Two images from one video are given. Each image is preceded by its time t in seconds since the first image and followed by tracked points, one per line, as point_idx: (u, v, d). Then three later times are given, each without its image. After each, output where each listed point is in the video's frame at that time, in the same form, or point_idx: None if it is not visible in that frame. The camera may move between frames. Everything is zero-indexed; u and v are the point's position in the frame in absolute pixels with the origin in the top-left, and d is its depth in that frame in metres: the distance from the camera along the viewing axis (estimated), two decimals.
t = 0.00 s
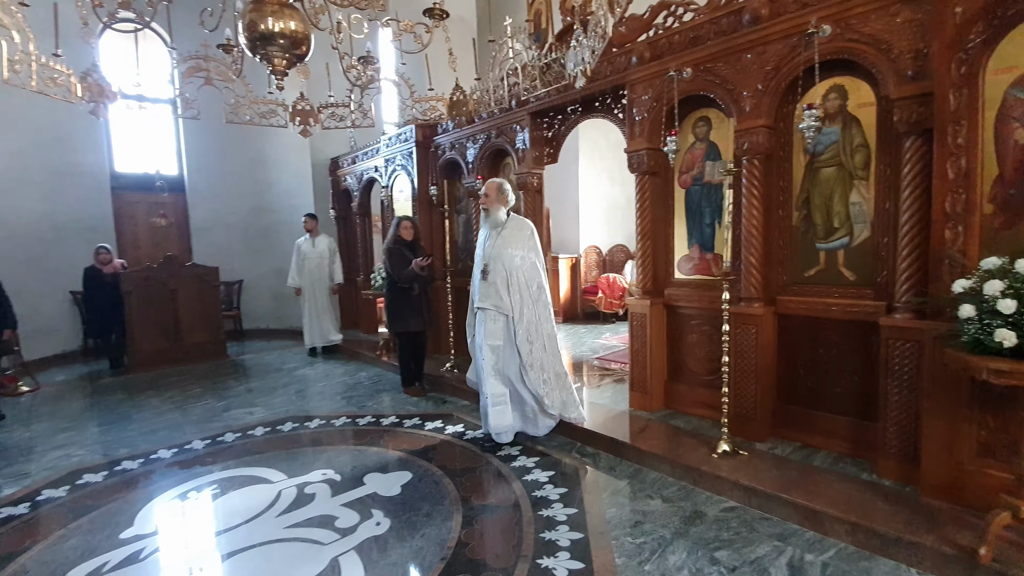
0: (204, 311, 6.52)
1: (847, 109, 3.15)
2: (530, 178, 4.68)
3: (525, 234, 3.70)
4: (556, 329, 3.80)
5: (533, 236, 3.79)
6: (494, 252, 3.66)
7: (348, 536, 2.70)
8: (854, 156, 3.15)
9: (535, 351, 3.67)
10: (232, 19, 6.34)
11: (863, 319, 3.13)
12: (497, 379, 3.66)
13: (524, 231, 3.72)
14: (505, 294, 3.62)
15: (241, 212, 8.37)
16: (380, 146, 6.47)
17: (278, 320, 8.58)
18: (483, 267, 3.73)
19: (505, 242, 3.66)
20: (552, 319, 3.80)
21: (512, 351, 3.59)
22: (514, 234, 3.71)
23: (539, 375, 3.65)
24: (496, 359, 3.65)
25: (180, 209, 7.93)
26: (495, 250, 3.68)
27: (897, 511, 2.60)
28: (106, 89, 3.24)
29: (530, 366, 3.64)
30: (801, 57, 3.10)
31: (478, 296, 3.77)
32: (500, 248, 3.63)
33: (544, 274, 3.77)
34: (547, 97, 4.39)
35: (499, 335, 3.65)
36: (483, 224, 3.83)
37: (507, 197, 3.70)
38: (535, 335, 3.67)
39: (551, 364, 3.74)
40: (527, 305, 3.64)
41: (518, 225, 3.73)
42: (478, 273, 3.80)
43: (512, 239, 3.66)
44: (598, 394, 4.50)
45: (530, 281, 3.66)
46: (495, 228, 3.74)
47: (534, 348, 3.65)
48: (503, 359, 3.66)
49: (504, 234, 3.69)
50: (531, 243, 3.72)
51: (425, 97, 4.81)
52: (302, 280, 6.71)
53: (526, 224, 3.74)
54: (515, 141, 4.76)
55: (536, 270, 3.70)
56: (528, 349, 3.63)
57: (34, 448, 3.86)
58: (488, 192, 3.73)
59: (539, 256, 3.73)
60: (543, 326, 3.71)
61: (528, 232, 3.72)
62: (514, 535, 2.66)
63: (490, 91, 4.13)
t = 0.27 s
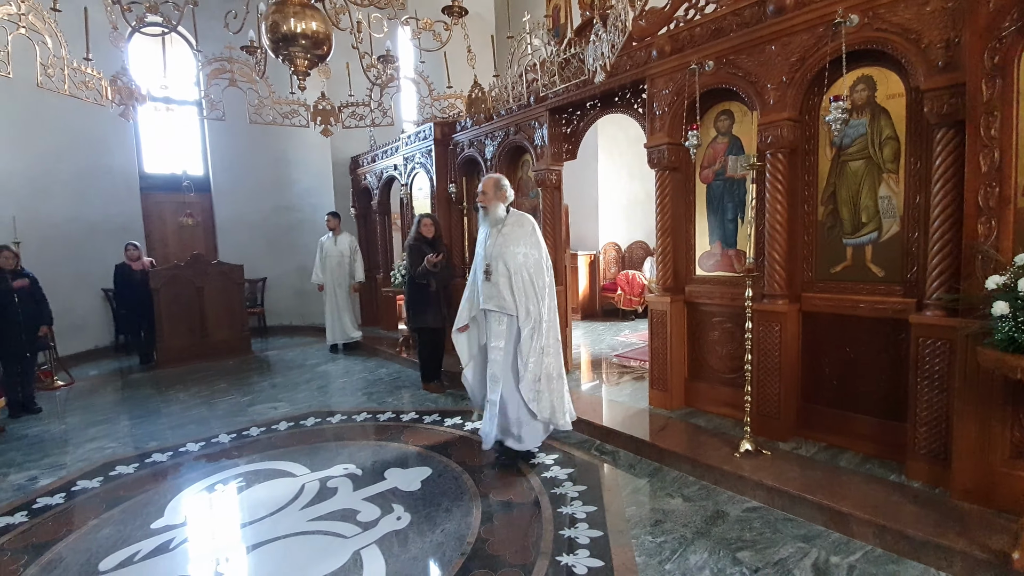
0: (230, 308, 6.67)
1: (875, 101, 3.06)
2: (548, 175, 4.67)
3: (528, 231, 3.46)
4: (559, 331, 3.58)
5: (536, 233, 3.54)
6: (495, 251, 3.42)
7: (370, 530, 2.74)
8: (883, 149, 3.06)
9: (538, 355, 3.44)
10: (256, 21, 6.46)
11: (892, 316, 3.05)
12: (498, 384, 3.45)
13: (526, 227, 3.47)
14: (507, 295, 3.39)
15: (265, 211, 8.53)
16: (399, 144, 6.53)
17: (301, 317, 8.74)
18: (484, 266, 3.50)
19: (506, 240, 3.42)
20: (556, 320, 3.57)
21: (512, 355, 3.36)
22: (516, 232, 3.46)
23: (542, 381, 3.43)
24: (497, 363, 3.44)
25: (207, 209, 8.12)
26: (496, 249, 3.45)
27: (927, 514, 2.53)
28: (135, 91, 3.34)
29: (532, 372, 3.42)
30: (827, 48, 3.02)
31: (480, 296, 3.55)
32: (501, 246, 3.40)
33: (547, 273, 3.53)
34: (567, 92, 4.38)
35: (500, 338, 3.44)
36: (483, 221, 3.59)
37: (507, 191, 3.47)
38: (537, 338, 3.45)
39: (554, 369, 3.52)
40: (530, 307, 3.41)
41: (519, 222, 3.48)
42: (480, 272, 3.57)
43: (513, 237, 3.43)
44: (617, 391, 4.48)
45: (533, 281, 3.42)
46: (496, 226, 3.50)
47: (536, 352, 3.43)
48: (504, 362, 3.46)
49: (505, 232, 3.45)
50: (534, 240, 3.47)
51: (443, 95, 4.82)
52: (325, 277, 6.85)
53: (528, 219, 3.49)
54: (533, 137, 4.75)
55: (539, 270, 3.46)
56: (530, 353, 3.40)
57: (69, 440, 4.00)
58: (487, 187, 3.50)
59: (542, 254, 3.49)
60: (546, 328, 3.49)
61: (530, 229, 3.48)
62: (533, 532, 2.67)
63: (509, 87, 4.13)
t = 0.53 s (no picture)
0: (230, 304, 6.67)
1: (877, 98, 3.05)
2: (548, 172, 4.65)
3: (514, 233, 3.28)
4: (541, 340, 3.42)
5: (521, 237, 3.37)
6: (480, 253, 3.23)
7: (370, 526, 2.75)
8: (884, 145, 3.05)
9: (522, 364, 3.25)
10: (255, 16, 6.44)
11: (892, 313, 3.05)
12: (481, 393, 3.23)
13: (512, 230, 3.29)
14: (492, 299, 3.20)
15: (264, 207, 8.53)
16: (399, 141, 6.52)
17: (301, 314, 8.75)
18: (467, 270, 3.30)
19: (491, 243, 3.23)
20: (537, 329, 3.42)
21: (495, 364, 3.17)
22: (501, 234, 3.28)
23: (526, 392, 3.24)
24: (480, 371, 3.22)
25: (206, 205, 8.11)
26: (480, 251, 3.26)
27: (926, 510, 2.53)
28: (134, 87, 3.32)
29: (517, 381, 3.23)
30: (828, 44, 3.01)
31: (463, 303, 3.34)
32: (487, 248, 3.21)
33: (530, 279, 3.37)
34: (566, 89, 4.37)
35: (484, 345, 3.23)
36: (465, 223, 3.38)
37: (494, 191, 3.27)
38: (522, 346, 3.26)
39: (535, 378, 3.37)
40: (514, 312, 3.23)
41: (504, 224, 3.30)
42: (462, 277, 3.37)
43: (499, 240, 3.25)
44: (616, 388, 4.48)
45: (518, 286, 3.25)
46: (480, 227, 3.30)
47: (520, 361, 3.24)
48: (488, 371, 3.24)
49: (490, 234, 3.26)
50: (520, 244, 3.30)
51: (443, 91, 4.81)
52: (324, 273, 6.83)
53: (515, 221, 3.31)
54: (534, 134, 4.74)
55: (524, 275, 3.30)
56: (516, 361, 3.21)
57: (70, 435, 4.01)
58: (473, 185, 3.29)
59: (527, 259, 3.32)
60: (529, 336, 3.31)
61: (516, 232, 3.31)
62: (533, 527, 2.68)
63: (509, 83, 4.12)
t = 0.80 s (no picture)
0: (232, 297, 6.69)
1: (882, 93, 3.03)
2: (551, 167, 4.64)
3: (499, 226, 3.03)
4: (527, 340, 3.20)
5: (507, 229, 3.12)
6: (460, 247, 2.98)
7: (372, 518, 2.76)
8: (889, 141, 3.03)
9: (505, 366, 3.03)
10: (258, 9, 6.41)
11: (895, 310, 3.04)
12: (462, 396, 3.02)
13: (497, 222, 3.05)
14: (473, 296, 2.96)
15: (267, 201, 8.53)
16: (401, 135, 6.50)
17: (303, 307, 8.77)
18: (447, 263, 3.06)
19: (473, 235, 2.98)
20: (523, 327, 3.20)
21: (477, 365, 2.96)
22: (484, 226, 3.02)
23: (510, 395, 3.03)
24: (460, 372, 3.01)
25: (209, 198, 8.12)
26: (461, 245, 3.01)
27: (926, 506, 2.54)
28: (137, 80, 3.35)
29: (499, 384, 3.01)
30: (834, 38, 2.99)
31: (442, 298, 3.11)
32: (468, 241, 2.96)
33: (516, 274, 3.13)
34: (570, 83, 4.35)
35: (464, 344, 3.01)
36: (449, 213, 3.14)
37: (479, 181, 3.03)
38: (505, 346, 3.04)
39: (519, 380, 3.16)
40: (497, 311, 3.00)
41: (489, 216, 3.05)
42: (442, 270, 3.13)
43: (482, 232, 2.99)
44: (617, 383, 4.49)
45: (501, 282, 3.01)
46: (463, 219, 3.06)
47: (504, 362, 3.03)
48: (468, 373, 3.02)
49: (473, 226, 3.01)
50: (505, 237, 3.05)
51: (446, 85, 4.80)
52: (324, 268, 6.85)
53: (501, 213, 3.07)
54: (537, 128, 4.72)
55: (509, 271, 3.06)
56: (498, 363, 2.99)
57: (74, 427, 4.04)
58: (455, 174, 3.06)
59: (512, 254, 3.08)
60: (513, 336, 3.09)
61: (501, 225, 3.05)
62: (534, 521, 2.69)
63: (512, 77, 4.09)
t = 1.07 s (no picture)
0: (244, 290, 6.75)
1: (898, 86, 2.98)
2: (561, 161, 4.62)
3: (492, 219, 2.92)
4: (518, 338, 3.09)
5: (499, 222, 3.01)
6: (451, 240, 2.87)
7: (380, 509, 2.79)
8: (905, 136, 2.98)
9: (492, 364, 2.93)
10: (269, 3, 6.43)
11: (908, 307, 3.00)
12: (446, 394, 2.94)
13: (489, 215, 2.93)
14: (461, 292, 2.85)
15: (277, 194, 8.59)
16: (411, 128, 6.50)
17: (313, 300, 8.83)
18: (437, 256, 2.94)
19: (465, 229, 2.87)
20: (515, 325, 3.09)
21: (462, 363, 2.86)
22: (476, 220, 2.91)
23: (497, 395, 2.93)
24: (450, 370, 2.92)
25: (221, 191, 8.19)
26: (452, 238, 2.90)
27: (936, 505, 2.51)
28: (150, 74, 3.36)
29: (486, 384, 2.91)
30: (850, 31, 2.94)
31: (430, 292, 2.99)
32: (460, 235, 2.86)
33: (507, 270, 3.02)
34: (580, 76, 4.32)
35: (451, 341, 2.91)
36: (440, 204, 3.03)
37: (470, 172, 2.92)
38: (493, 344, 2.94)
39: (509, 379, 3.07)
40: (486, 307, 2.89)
41: (480, 208, 2.93)
42: (431, 263, 3.01)
43: (473, 225, 2.89)
44: (625, 378, 4.48)
45: (491, 278, 2.90)
46: (454, 211, 2.96)
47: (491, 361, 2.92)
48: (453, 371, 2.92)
49: (464, 219, 2.90)
50: (497, 230, 2.94)
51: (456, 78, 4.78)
52: (327, 263, 6.87)
53: (494, 205, 2.95)
54: (547, 122, 4.70)
55: (500, 267, 2.94)
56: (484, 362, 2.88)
57: (89, 416, 4.11)
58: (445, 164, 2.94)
59: (503, 248, 2.97)
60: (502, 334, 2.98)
61: (494, 217, 2.95)
62: (540, 514, 2.71)
63: (523, 70, 4.08)
